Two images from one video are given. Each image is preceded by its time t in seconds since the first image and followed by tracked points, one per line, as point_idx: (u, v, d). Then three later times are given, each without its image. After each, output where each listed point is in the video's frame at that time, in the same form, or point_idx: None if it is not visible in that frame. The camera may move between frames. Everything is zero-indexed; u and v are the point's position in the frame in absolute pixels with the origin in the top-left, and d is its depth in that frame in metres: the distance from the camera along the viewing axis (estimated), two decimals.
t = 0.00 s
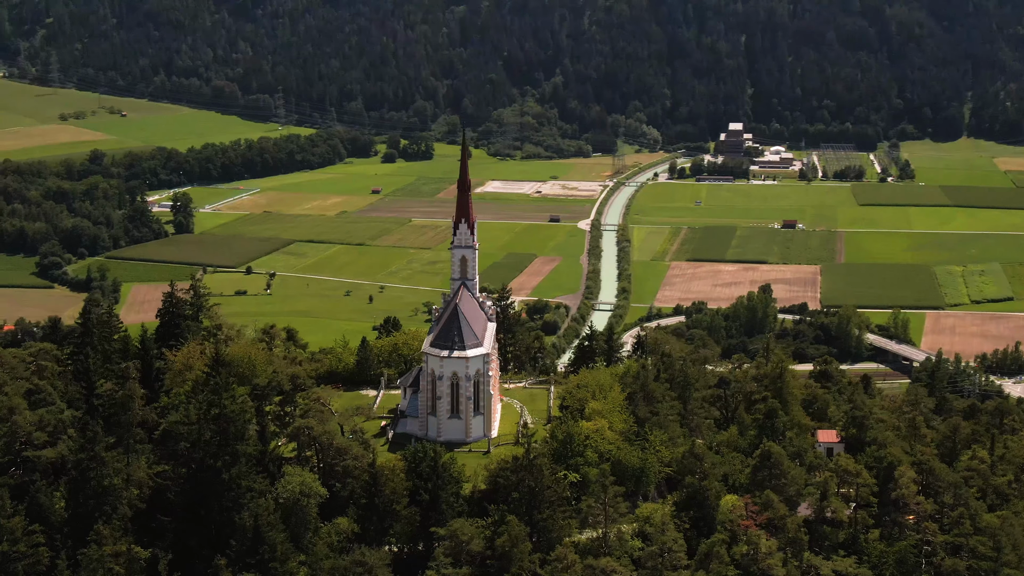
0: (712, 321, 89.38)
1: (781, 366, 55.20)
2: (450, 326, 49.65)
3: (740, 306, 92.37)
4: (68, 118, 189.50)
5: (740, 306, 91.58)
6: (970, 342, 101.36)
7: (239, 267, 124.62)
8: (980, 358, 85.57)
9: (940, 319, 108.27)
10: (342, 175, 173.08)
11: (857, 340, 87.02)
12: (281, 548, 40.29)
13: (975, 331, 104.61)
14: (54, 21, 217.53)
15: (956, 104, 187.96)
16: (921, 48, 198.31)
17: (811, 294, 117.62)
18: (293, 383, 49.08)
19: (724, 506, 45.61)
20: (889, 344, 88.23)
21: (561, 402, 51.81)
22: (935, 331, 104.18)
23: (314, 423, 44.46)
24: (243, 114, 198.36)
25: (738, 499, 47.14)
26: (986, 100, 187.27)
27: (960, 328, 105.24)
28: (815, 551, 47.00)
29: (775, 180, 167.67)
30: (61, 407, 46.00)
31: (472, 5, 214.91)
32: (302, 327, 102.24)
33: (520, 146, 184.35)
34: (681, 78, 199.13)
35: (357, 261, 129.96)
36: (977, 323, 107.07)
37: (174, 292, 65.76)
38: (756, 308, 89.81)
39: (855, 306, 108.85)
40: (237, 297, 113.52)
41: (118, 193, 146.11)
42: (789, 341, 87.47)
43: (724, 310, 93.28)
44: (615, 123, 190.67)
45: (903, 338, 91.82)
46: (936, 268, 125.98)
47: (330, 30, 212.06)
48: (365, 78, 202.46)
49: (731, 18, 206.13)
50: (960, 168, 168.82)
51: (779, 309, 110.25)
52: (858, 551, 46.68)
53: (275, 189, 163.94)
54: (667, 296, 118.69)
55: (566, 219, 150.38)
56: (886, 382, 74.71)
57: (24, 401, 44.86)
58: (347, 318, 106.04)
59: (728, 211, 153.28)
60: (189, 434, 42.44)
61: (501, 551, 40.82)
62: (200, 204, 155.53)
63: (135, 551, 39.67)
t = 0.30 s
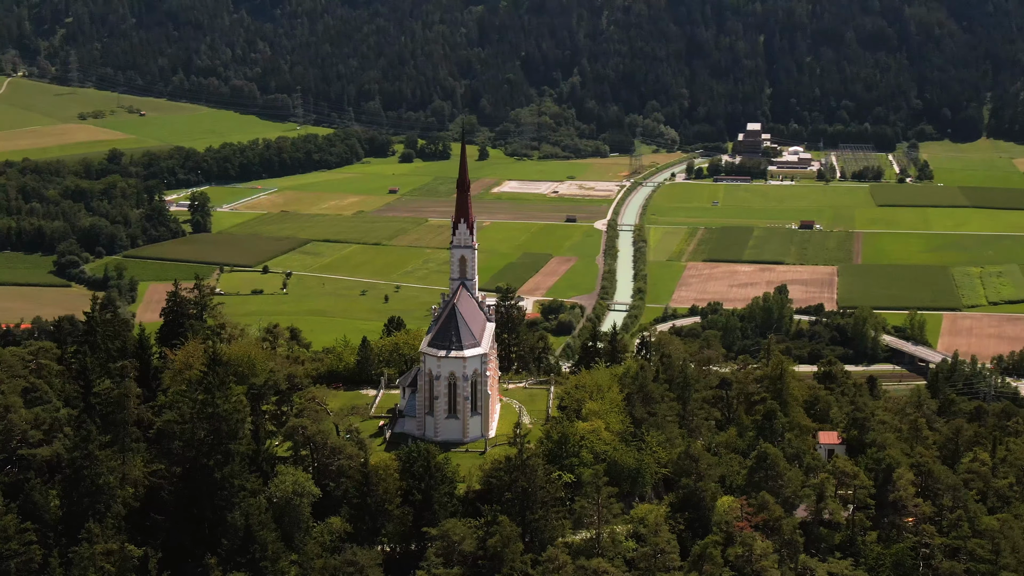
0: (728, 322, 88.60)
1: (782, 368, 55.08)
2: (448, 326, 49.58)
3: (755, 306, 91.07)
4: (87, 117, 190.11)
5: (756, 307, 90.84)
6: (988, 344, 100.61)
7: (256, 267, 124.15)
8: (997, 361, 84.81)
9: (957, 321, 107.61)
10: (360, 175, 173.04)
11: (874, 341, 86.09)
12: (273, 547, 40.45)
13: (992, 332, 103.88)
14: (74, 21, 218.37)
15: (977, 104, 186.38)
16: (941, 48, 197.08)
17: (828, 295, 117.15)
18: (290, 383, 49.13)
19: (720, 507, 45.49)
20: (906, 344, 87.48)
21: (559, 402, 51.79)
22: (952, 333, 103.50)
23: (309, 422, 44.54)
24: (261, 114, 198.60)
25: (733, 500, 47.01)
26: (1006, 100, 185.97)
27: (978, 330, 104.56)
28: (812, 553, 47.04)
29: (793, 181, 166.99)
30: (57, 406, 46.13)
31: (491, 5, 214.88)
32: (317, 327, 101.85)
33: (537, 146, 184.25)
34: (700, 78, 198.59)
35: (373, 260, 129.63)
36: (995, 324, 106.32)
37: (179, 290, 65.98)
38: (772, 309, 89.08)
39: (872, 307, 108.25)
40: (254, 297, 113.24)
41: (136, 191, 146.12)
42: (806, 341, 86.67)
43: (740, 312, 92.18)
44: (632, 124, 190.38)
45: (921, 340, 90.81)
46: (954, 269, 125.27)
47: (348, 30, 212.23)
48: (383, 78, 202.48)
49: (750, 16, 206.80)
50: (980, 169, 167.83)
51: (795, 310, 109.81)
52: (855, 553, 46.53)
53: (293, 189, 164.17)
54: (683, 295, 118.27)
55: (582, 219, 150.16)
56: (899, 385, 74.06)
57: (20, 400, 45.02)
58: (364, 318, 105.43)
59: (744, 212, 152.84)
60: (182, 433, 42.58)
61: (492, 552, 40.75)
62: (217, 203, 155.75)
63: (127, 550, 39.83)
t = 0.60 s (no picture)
0: (743, 324, 87.93)
1: (779, 368, 54.94)
2: (445, 327, 49.59)
3: (770, 307, 90.32)
4: (106, 117, 190.82)
5: (771, 309, 90.18)
6: (1004, 345, 99.77)
7: (271, 267, 123.95)
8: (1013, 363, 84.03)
9: (973, 323, 106.92)
10: (376, 175, 173.12)
11: (888, 342, 85.24)
12: (262, 546, 40.19)
13: (1008, 334, 103.13)
14: (93, 20, 219.13)
15: (996, 105, 183.45)
16: (960, 49, 195.80)
17: (843, 296, 116.66)
18: (286, 383, 49.25)
19: (716, 508, 45.32)
20: (921, 345, 86.72)
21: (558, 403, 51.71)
22: (967, 335, 102.79)
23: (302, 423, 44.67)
24: (279, 114, 198.86)
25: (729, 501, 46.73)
26: None
27: (993, 331, 103.80)
28: (808, 555, 46.45)
29: (811, 182, 166.35)
30: (53, 404, 46.29)
31: (508, 5, 214.80)
32: (332, 329, 101.56)
33: (554, 146, 184.22)
34: (717, 78, 198.09)
35: (389, 260, 129.40)
36: (1011, 326, 105.57)
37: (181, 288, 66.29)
38: (787, 310, 88.44)
39: (888, 309, 107.60)
40: (270, 297, 113.06)
41: (153, 190, 146.31)
42: (821, 342, 86.07)
43: (755, 313, 91.42)
44: (649, 125, 189.65)
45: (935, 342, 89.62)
46: (971, 271, 124.55)
47: (366, 30, 212.49)
48: (400, 78, 202.51)
49: (767, 16, 206.21)
50: (999, 171, 166.75)
51: (810, 311, 109.43)
52: (851, 556, 46.37)
53: (309, 189, 164.36)
54: (698, 296, 117.93)
55: (598, 220, 149.98)
56: (909, 387, 73.53)
57: (16, 399, 45.21)
58: (380, 319, 105.14)
59: (761, 213, 152.32)
60: (176, 433, 42.76)
61: (483, 552, 40.63)
62: (234, 203, 156.09)
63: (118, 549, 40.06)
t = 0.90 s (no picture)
0: (758, 325, 87.53)
1: (780, 370, 54.89)
2: (443, 326, 49.49)
3: (786, 309, 89.91)
4: (125, 117, 191.40)
5: (786, 310, 89.70)
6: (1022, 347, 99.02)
7: (288, 267, 124.03)
8: None
9: (991, 325, 106.24)
10: (394, 176, 173.16)
11: (905, 344, 84.56)
12: (254, 546, 40.30)
13: None
14: (113, 21, 219.84)
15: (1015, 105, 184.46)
16: (980, 49, 194.60)
17: (861, 297, 116.16)
18: (284, 382, 49.27)
19: (710, 510, 45.19)
20: (937, 347, 86.10)
21: (557, 405, 51.72)
22: (985, 336, 102.13)
23: (296, 423, 44.72)
24: (297, 114, 199.17)
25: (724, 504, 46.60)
26: None
27: (1011, 334, 103.11)
28: (804, 557, 46.29)
29: (829, 183, 165.74)
30: (49, 404, 46.33)
31: (526, 6, 214.73)
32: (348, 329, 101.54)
33: (572, 146, 183.99)
34: (736, 79, 197.61)
35: (405, 260, 129.19)
36: None
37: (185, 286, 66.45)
38: (803, 311, 87.97)
39: (905, 311, 107.04)
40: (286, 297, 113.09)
41: (171, 190, 146.60)
42: (836, 345, 85.47)
43: (771, 315, 90.93)
44: (666, 125, 189.07)
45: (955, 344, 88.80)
46: (989, 272, 123.87)
47: (385, 31, 212.57)
48: (418, 78, 202.61)
49: (786, 18, 204.95)
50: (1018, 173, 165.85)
51: (827, 312, 108.88)
52: (848, 558, 46.21)
53: (327, 189, 164.60)
54: (714, 296, 117.61)
55: (614, 221, 149.67)
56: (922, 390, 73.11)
57: (12, 397, 45.24)
58: (396, 320, 105.06)
59: (777, 214, 151.87)
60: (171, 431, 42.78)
61: (475, 554, 40.58)
62: (252, 203, 156.34)
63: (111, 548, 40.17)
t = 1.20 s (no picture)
0: (773, 326, 87.07)
1: (780, 372, 54.77)
2: (440, 327, 49.35)
3: (801, 310, 89.45)
4: (144, 117, 191.88)
5: (801, 311, 89.22)
6: None
7: (303, 267, 124.10)
8: None
9: (1008, 327, 105.64)
10: (411, 176, 173.16)
11: (921, 345, 84.00)
12: (245, 546, 40.45)
13: None
14: (132, 20, 220.29)
15: None
16: (1000, 50, 193.57)
17: (877, 299, 115.63)
18: (281, 382, 49.36)
19: (705, 512, 45.07)
20: (954, 348, 85.49)
21: (555, 406, 51.66)
22: (1002, 338, 101.46)
23: (290, 424, 44.78)
24: (315, 115, 199.38)
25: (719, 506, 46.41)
26: None
27: None
28: (799, 559, 46.14)
29: (847, 183, 165.15)
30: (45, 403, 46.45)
31: (544, 6, 214.49)
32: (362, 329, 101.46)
33: (589, 147, 183.73)
34: (754, 79, 197.08)
35: (421, 261, 129.03)
36: None
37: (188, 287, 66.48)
38: (818, 312, 87.44)
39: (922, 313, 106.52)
40: (301, 297, 113.05)
41: (188, 190, 146.76)
42: (852, 346, 84.92)
43: (786, 316, 90.41)
44: (684, 125, 188.56)
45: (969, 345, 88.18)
46: (1006, 274, 123.24)
47: (402, 31, 212.58)
48: (436, 79, 202.60)
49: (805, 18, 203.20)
50: None
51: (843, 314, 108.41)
52: (844, 562, 45.98)
53: (344, 189, 164.80)
54: (730, 297, 117.25)
55: (630, 221, 149.33)
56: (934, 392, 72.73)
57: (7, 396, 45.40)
58: (411, 320, 104.95)
59: (793, 215, 151.35)
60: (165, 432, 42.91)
61: (467, 554, 40.54)
62: (269, 203, 156.53)
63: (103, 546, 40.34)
